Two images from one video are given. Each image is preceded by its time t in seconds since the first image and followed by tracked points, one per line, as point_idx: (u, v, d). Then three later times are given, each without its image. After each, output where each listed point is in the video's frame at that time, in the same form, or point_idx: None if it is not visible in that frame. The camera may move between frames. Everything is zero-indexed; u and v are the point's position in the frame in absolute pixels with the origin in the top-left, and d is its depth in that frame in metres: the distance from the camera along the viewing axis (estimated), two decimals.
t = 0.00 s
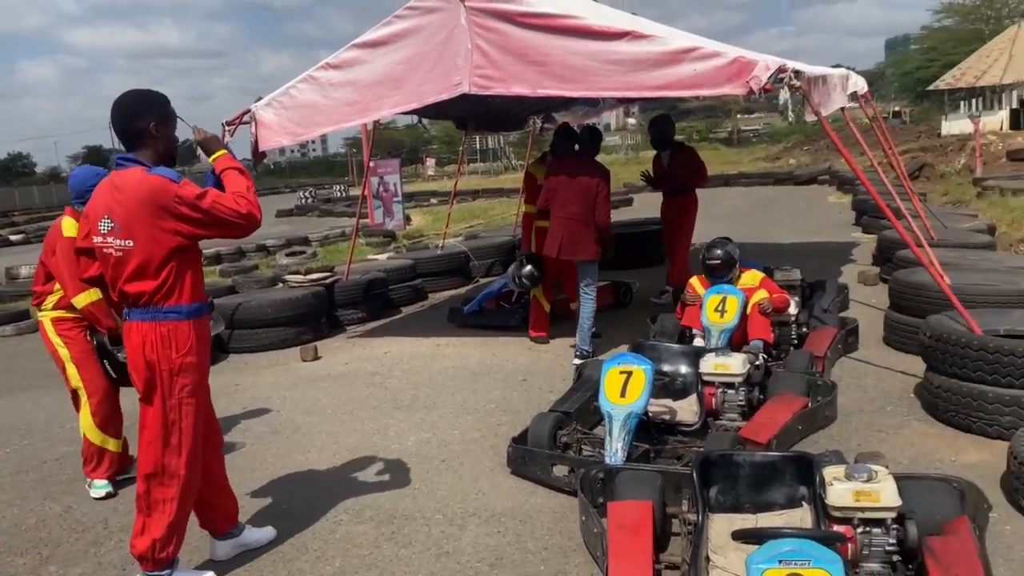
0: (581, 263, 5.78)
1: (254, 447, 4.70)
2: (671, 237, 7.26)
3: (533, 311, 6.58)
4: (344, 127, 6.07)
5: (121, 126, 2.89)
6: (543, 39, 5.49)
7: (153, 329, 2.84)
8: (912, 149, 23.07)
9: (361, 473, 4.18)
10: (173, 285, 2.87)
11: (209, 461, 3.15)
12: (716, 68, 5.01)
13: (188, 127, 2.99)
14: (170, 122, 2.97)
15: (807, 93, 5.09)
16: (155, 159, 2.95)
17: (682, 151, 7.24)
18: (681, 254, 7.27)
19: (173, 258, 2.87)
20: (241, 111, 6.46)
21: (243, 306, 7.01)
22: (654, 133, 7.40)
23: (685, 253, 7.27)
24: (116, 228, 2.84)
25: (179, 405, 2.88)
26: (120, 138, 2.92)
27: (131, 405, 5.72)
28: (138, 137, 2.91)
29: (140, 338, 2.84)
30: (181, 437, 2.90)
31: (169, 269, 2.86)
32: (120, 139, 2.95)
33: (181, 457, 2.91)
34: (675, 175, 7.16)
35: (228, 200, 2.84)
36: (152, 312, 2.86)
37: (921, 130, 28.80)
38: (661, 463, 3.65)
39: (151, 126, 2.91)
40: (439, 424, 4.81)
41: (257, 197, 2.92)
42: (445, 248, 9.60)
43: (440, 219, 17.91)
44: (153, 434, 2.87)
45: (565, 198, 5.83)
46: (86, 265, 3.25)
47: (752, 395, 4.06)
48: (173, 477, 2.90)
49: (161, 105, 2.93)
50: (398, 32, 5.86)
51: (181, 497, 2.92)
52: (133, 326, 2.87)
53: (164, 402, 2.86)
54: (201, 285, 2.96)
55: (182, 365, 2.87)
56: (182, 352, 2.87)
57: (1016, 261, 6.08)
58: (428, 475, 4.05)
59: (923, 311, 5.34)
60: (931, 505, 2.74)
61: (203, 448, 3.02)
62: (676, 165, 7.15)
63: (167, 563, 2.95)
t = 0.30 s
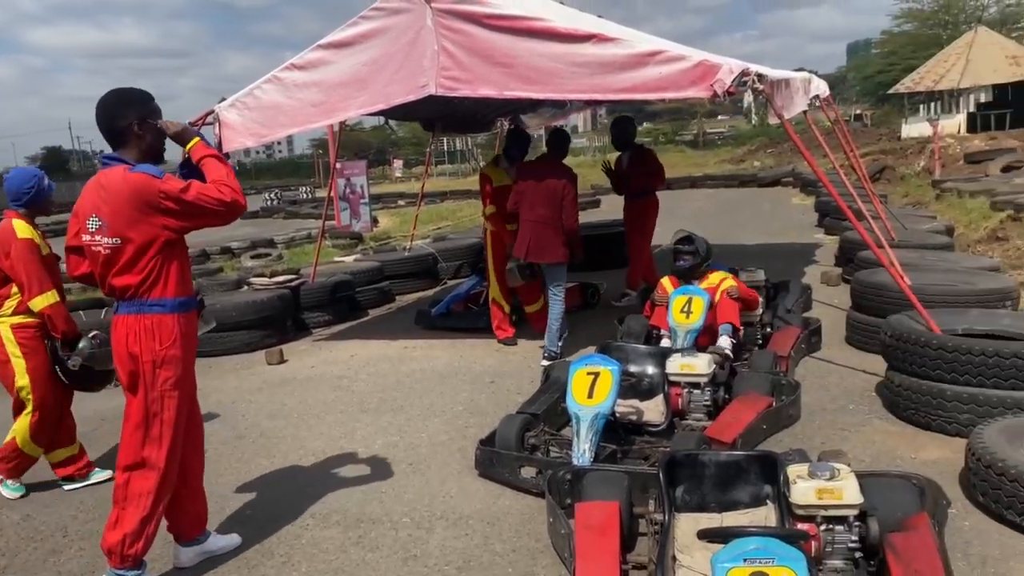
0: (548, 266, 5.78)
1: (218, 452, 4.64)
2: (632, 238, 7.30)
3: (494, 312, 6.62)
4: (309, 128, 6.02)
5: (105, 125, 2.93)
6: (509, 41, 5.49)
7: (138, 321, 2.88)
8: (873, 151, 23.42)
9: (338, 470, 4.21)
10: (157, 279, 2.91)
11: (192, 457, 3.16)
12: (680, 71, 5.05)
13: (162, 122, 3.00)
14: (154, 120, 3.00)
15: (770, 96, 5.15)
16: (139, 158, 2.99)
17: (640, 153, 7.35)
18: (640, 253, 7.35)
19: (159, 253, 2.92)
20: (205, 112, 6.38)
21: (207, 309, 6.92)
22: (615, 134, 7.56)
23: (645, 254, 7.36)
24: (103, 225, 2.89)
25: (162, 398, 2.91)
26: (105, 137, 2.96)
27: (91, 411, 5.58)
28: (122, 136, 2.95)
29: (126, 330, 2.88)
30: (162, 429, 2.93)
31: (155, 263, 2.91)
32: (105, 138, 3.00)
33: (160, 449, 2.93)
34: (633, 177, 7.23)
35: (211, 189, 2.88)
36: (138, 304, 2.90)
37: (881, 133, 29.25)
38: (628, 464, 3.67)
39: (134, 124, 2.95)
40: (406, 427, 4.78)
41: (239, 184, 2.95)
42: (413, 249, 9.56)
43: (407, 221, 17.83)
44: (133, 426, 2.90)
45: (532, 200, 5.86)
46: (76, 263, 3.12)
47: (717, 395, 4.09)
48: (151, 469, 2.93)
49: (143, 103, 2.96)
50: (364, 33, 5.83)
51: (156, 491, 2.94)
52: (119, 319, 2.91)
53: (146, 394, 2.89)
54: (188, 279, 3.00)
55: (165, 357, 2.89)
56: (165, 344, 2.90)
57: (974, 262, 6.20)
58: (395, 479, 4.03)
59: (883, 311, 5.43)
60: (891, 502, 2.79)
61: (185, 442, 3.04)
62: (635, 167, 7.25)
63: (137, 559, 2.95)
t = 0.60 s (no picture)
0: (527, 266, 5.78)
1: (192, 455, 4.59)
2: (605, 239, 7.32)
3: (472, 314, 6.59)
4: (284, 128, 5.97)
5: (99, 126, 2.99)
6: (484, 41, 5.49)
7: (139, 318, 2.98)
8: (845, 153, 23.67)
9: (328, 464, 4.29)
10: (155, 276, 3.00)
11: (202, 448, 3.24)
12: (655, 73, 5.08)
13: (153, 120, 3.07)
14: (147, 119, 3.06)
15: (744, 98, 5.20)
16: (132, 157, 3.06)
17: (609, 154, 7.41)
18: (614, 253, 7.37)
19: (156, 250, 3.00)
20: (177, 112, 6.30)
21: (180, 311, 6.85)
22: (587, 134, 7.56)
23: (616, 256, 7.39)
24: (99, 224, 2.97)
25: (174, 390, 3.01)
26: (100, 139, 3.02)
27: (61, 415, 5.50)
28: (116, 136, 3.01)
29: (128, 328, 2.98)
30: (179, 419, 3.02)
31: (151, 261, 2.99)
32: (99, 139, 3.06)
33: (179, 438, 3.01)
34: (602, 180, 7.27)
35: (204, 185, 2.94)
36: (137, 302, 2.99)
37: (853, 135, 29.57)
38: (605, 463, 3.68)
39: (127, 124, 3.01)
40: (382, 429, 4.76)
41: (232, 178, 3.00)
42: (389, 250, 9.53)
43: (382, 222, 17.77)
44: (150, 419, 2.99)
45: (510, 202, 5.87)
46: (70, 262, 3.19)
47: (693, 395, 4.11)
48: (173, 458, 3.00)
49: (134, 103, 3.02)
50: (339, 33, 5.80)
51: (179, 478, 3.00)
52: (119, 319, 3.00)
53: (159, 387, 2.99)
54: (182, 276, 3.09)
55: (171, 349, 2.99)
56: (169, 337, 3.00)
57: (944, 261, 6.29)
58: (372, 480, 4.01)
59: (856, 310, 5.49)
60: (865, 499, 2.83)
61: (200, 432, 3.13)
62: (601, 170, 7.30)
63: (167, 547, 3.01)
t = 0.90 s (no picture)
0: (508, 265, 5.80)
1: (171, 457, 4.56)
2: (585, 239, 7.34)
3: (456, 314, 6.57)
4: (264, 128, 5.93)
5: (100, 126, 2.97)
6: (465, 41, 5.49)
7: (147, 314, 2.95)
8: (825, 153, 23.86)
9: (321, 460, 4.33)
10: (160, 273, 2.99)
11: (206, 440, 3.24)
12: (636, 73, 5.10)
13: (152, 117, 3.06)
14: (145, 117, 3.05)
15: (724, 98, 5.23)
16: (133, 155, 3.05)
17: (587, 155, 7.42)
18: (595, 254, 7.38)
19: (160, 246, 2.99)
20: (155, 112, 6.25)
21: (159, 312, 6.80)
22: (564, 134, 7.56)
23: (597, 256, 7.40)
24: (102, 220, 2.94)
25: (191, 381, 3.00)
26: (99, 137, 3.01)
27: (38, 417, 5.45)
28: (116, 136, 3.00)
29: (135, 326, 2.94)
30: (198, 410, 3.02)
31: (156, 257, 2.98)
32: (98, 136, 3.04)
33: (205, 428, 3.03)
34: (580, 184, 7.30)
35: (210, 181, 2.96)
36: (143, 299, 2.96)
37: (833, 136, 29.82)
38: (587, 463, 3.69)
39: (128, 124, 3.00)
40: (364, 429, 4.75)
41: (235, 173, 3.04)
42: (371, 250, 9.50)
43: (363, 222, 17.72)
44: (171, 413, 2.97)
45: (492, 203, 5.88)
46: (56, 259, 3.15)
47: (674, 394, 4.12)
48: (204, 447, 3.02)
49: (131, 102, 2.99)
50: (320, 32, 5.78)
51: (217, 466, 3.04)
52: (123, 318, 2.95)
53: (178, 380, 2.98)
54: (178, 272, 3.09)
55: (183, 342, 2.99)
56: (179, 331, 2.99)
57: (921, 261, 6.35)
58: (353, 481, 4.00)
59: (835, 310, 5.53)
60: (844, 497, 2.85)
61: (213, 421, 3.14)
62: (578, 172, 7.33)
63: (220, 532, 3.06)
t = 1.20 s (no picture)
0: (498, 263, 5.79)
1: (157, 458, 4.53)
2: (573, 239, 7.34)
3: (446, 314, 6.57)
4: (250, 127, 5.91)
5: (115, 125, 2.96)
6: (453, 40, 5.48)
7: (177, 311, 2.98)
8: (812, 153, 23.96)
9: (314, 459, 4.31)
10: (187, 270, 3.03)
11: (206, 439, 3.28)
12: (624, 72, 5.10)
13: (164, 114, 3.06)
14: (157, 114, 3.05)
15: (711, 98, 5.25)
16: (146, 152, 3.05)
17: (574, 155, 7.44)
18: (582, 253, 7.38)
19: (185, 244, 3.02)
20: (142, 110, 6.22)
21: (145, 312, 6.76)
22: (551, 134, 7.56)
23: (585, 255, 7.40)
24: (128, 219, 2.91)
25: (215, 378, 3.07)
26: (112, 136, 2.99)
27: (23, 418, 5.41)
28: (132, 134, 2.99)
29: (165, 323, 2.95)
30: (219, 409, 3.09)
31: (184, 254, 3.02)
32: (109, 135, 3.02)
33: (227, 424, 3.10)
34: (568, 182, 7.31)
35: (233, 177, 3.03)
36: (172, 296, 2.99)
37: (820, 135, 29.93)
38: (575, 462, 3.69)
39: (144, 122, 3.01)
40: (352, 429, 4.73)
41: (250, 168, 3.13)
42: (359, 249, 9.47)
43: (351, 222, 17.65)
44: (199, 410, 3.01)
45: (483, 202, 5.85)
46: (61, 260, 3.08)
47: (661, 392, 4.13)
48: (226, 443, 3.09)
49: (144, 99, 2.99)
50: (307, 30, 5.76)
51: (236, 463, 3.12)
52: (151, 315, 2.96)
53: (204, 377, 3.03)
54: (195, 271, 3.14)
55: (208, 340, 3.05)
56: (203, 328, 3.05)
57: (908, 260, 6.39)
58: (341, 482, 3.99)
59: (822, 308, 5.55)
60: (830, 494, 2.86)
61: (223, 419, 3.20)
62: (567, 171, 7.33)
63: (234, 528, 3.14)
